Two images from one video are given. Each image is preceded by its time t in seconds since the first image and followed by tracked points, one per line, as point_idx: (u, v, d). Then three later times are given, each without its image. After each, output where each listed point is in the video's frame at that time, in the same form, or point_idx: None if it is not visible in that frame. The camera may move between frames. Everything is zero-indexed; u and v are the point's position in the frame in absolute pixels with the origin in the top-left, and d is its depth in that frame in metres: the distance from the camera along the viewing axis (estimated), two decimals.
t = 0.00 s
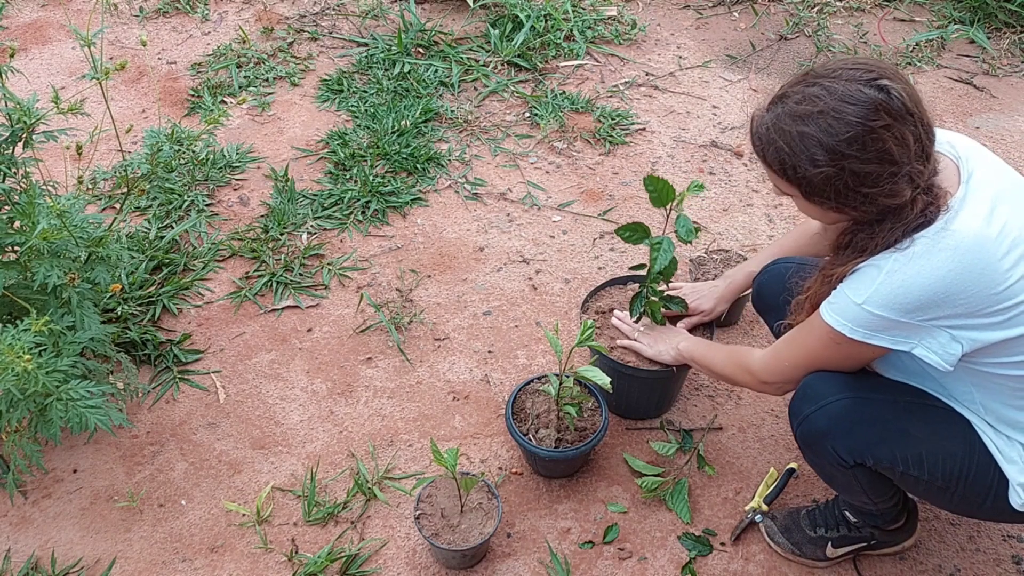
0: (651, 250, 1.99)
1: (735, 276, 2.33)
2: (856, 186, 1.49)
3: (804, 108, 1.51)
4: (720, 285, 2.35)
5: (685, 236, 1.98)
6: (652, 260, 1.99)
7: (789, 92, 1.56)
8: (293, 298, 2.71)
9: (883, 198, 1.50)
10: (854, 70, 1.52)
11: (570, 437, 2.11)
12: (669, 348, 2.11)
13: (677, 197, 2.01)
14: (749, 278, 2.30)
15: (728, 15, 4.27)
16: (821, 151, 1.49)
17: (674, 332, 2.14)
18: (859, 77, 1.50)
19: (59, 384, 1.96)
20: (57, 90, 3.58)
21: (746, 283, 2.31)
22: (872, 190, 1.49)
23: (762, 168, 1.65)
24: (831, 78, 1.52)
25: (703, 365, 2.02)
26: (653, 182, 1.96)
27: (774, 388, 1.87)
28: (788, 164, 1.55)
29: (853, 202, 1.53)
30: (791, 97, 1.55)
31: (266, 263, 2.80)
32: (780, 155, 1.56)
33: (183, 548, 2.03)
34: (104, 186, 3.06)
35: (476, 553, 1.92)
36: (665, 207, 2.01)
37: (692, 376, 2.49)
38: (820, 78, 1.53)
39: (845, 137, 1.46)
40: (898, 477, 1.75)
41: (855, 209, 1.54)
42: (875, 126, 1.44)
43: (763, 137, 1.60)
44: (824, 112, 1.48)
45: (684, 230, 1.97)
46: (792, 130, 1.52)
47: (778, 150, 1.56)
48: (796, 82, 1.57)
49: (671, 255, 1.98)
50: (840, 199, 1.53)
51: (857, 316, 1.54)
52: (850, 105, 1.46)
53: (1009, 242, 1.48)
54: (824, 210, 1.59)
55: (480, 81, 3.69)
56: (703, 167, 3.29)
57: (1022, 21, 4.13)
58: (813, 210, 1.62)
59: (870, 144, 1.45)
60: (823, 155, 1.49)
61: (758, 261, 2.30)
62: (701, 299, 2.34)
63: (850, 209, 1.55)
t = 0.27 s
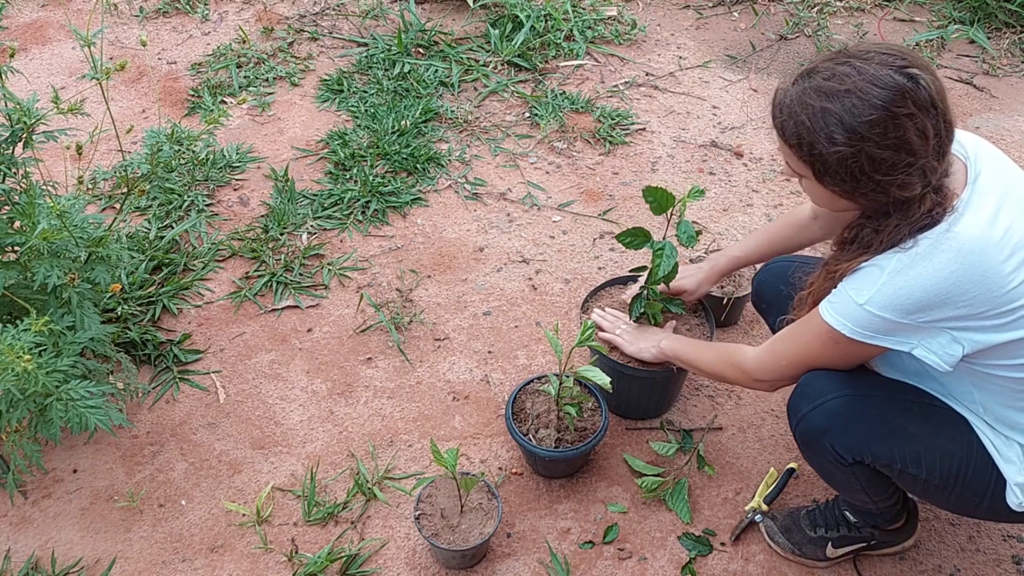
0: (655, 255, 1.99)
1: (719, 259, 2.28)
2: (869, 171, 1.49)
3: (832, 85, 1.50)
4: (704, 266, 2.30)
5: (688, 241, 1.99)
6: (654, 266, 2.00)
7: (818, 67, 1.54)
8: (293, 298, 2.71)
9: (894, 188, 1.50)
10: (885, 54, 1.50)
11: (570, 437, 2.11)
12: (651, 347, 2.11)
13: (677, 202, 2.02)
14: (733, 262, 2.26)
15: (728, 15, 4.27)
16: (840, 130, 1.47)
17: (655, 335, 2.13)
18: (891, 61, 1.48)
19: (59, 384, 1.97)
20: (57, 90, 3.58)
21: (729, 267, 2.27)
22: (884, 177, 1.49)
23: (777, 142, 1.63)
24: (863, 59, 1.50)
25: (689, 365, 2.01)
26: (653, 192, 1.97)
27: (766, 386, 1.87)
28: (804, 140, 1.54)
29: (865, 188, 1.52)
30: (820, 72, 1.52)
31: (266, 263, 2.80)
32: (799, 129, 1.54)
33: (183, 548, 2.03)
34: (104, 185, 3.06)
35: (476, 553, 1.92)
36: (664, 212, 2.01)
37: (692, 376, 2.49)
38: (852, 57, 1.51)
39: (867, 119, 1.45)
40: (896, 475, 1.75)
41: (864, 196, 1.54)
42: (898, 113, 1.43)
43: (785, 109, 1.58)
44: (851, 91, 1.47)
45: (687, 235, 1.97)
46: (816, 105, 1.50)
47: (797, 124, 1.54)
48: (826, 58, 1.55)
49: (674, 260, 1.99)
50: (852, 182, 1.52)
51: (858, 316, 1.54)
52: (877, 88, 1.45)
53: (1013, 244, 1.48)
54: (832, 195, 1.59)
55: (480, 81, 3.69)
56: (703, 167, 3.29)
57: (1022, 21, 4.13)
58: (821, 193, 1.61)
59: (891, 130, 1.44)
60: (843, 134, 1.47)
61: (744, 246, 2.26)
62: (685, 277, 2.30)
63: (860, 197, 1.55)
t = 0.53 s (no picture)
0: (651, 253, 2.00)
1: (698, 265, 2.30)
2: (850, 169, 1.49)
3: (816, 82, 1.51)
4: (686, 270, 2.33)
5: (685, 239, 1.99)
6: (651, 263, 2.01)
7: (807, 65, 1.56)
8: (293, 298, 2.71)
9: (878, 186, 1.50)
10: (873, 53, 1.51)
11: (570, 437, 2.11)
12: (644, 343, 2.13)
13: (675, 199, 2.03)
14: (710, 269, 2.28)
15: (728, 15, 4.27)
16: (822, 126, 1.49)
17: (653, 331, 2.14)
18: (876, 61, 1.49)
19: (59, 384, 1.96)
20: (57, 90, 3.58)
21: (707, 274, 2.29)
22: (865, 174, 1.49)
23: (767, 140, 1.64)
24: (849, 57, 1.51)
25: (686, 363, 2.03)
26: (651, 186, 1.99)
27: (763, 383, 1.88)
28: (790, 136, 1.55)
29: (850, 185, 1.52)
30: (808, 70, 1.54)
31: (266, 263, 2.80)
32: (785, 124, 1.55)
33: (183, 548, 2.03)
34: (104, 185, 3.06)
35: (476, 553, 1.92)
36: (664, 208, 2.03)
37: (692, 376, 2.49)
38: (839, 56, 1.52)
39: (850, 115, 1.46)
40: (894, 466, 1.76)
41: (850, 194, 1.55)
42: (879, 110, 1.44)
43: (772, 106, 1.59)
44: (834, 88, 1.48)
45: (684, 233, 1.98)
46: (801, 101, 1.52)
47: (783, 120, 1.56)
48: (816, 57, 1.57)
49: (670, 259, 2.00)
50: (833, 179, 1.53)
51: (854, 318, 1.55)
52: (860, 86, 1.46)
53: (1006, 243, 1.47)
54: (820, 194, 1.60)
55: (480, 81, 3.69)
56: (703, 167, 3.29)
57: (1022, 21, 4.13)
58: (808, 191, 1.61)
59: (872, 127, 1.45)
60: (825, 130, 1.49)
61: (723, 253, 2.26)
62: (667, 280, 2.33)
63: (848, 196, 1.56)
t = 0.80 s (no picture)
0: (651, 251, 2.01)
1: (734, 273, 2.31)
2: (869, 135, 1.48)
3: (837, 49, 1.50)
4: (719, 280, 2.33)
5: (685, 238, 2.00)
6: (651, 262, 2.01)
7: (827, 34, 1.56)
8: (293, 298, 2.71)
9: (897, 155, 1.50)
10: (894, 23, 1.51)
11: (570, 437, 2.11)
12: (680, 346, 2.12)
13: (676, 197, 2.03)
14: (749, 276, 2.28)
15: (728, 15, 4.27)
16: (843, 91, 1.48)
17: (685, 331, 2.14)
18: (897, 28, 1.49)
19: (59, 383, 1.96)
20: (57, 90, 3.58)
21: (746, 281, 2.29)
22: (884, 141, 1.48)
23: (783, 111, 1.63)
24: (869, 25, 1.51)
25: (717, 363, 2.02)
26: (653, 184, 1.99)
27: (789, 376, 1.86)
28: (808, 104, 1.54)
29: (868, 154, 1.51)
30: (828, 37, 1.53)
31: (266, 263, 2.80)
32: (803, 91, 1.55)
33: (183, 548, 2.03)
34: (104, 185, 3.06)
35: (476, 553, 1.92)
36: (665, 207, 2.04)
37: (692, 376, 2.49)
38: (859, 24, 1.52)
39: (871, 80, 1.45)
40: (903, 475, 1.76)
41: (867, 164, 1.54)
42: (900, 74, 1.43)
43: (790, 75, 1.59)
44: (855, 53, 1.47)
45: (683, 230, 1.98)
46: (820, 67, 1.51)
47: (802, 87, 1.55)
48: (835, 26, 1.56)
49: (671, 257, 2.00)
50: (852, 147, 1.52)
51: (872, 295, 1.53)
52: (881, 51, 1.45)
53: (1019, 220, 1.49)
54: (836, 167, 1.59)
55: (480, 81, 3.69)
56: (703, 167, 3.29)
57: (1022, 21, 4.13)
58: (823, 163, 1.61)
59: (893, 92, 1.44)
60: (845, 95, 1.48)
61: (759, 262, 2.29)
62: (698, 292, 2.32)
63: (864, 168, 1.55)
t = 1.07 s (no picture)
0: (651, 251, 2.01)
1: (732, 276, 2.33)
2: (871, 124, 1.49)
3: (840, 37, 1.52)
4: (719, 284, 2.36)
5: (684, 237, 2.00)
6: (651, 262, 2.01)
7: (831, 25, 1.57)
8: (293, 298, 2.71)
9: (897, 146, 1.51)
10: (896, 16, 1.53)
11: (570, 437, 2.11)
12: (690, 349, 2.11)
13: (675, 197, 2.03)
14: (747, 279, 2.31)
15: (728, 15, 4.27)
16: (846, 78, 1.49)
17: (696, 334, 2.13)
18: (900, 20, 1.51)
19: (59, 383, 1.97)
20: (57, 90, 3.58)
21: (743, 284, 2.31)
22: (887, 130, 1.49)
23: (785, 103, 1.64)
24: (872, 17, 1.53)
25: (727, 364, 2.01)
26: (650, 186, 1.99)
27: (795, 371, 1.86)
28: (811, 93, 1.55)
29: (869, 145, 1.52)
30: (833, 27, 1.55)
31: (266, 263, 2.80)
32: (807, 81, 1.56)
33: (183, 548, 2.04)
34: (104, 186, 3.06)
35: (476, 553, 1.92)
36: (663, 207, 2.04)
37: (692, 376, 2.49)
38: (863, 15, 1.54)
39: (874, 68, 1.46)
40: (899, 470, 1.76)
41: (868, 155, 1.54)
42: (903, 63, 1.45)
43: (793, 65, 1.60)
44: (859, 41, 1.49)
45: (682, 230, 1.98)
46: (825, 56, 1.53)
47: (805, 77, 1.56)
48: (839, 18, 1.59)
49: (671, 257, 2.01)
50: (854, 136, 1.52)
51: (873, 293, 1.53)
52: (885, 40, 1.47)
53: (1018, 217, 1.49)
54: (837, 160, 1.60)
55: (480, 81, 3.69)
56: (703, 167, 3.29)
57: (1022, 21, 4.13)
58: (824, 155, 1.61)
59: (896, 80, 1.46)
60: (848, 82, 1.49)
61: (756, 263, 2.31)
62: (698, 297, 2.34)
63: (865, 160, 1.56)
